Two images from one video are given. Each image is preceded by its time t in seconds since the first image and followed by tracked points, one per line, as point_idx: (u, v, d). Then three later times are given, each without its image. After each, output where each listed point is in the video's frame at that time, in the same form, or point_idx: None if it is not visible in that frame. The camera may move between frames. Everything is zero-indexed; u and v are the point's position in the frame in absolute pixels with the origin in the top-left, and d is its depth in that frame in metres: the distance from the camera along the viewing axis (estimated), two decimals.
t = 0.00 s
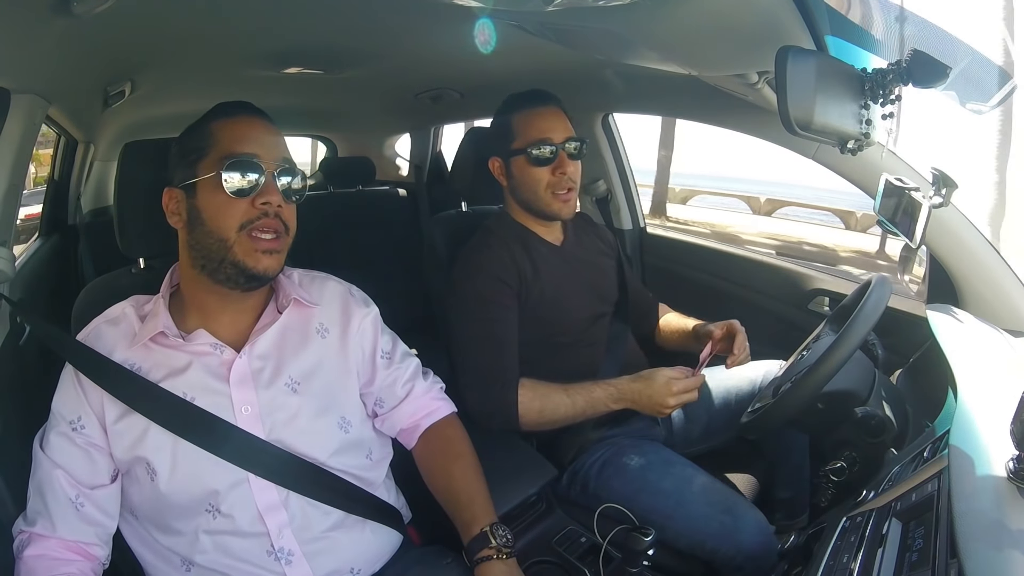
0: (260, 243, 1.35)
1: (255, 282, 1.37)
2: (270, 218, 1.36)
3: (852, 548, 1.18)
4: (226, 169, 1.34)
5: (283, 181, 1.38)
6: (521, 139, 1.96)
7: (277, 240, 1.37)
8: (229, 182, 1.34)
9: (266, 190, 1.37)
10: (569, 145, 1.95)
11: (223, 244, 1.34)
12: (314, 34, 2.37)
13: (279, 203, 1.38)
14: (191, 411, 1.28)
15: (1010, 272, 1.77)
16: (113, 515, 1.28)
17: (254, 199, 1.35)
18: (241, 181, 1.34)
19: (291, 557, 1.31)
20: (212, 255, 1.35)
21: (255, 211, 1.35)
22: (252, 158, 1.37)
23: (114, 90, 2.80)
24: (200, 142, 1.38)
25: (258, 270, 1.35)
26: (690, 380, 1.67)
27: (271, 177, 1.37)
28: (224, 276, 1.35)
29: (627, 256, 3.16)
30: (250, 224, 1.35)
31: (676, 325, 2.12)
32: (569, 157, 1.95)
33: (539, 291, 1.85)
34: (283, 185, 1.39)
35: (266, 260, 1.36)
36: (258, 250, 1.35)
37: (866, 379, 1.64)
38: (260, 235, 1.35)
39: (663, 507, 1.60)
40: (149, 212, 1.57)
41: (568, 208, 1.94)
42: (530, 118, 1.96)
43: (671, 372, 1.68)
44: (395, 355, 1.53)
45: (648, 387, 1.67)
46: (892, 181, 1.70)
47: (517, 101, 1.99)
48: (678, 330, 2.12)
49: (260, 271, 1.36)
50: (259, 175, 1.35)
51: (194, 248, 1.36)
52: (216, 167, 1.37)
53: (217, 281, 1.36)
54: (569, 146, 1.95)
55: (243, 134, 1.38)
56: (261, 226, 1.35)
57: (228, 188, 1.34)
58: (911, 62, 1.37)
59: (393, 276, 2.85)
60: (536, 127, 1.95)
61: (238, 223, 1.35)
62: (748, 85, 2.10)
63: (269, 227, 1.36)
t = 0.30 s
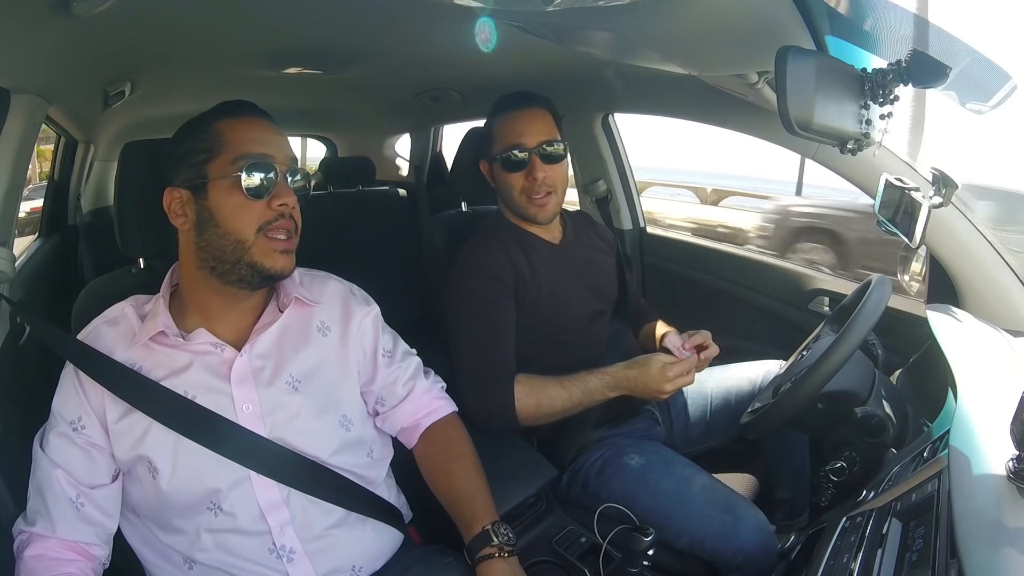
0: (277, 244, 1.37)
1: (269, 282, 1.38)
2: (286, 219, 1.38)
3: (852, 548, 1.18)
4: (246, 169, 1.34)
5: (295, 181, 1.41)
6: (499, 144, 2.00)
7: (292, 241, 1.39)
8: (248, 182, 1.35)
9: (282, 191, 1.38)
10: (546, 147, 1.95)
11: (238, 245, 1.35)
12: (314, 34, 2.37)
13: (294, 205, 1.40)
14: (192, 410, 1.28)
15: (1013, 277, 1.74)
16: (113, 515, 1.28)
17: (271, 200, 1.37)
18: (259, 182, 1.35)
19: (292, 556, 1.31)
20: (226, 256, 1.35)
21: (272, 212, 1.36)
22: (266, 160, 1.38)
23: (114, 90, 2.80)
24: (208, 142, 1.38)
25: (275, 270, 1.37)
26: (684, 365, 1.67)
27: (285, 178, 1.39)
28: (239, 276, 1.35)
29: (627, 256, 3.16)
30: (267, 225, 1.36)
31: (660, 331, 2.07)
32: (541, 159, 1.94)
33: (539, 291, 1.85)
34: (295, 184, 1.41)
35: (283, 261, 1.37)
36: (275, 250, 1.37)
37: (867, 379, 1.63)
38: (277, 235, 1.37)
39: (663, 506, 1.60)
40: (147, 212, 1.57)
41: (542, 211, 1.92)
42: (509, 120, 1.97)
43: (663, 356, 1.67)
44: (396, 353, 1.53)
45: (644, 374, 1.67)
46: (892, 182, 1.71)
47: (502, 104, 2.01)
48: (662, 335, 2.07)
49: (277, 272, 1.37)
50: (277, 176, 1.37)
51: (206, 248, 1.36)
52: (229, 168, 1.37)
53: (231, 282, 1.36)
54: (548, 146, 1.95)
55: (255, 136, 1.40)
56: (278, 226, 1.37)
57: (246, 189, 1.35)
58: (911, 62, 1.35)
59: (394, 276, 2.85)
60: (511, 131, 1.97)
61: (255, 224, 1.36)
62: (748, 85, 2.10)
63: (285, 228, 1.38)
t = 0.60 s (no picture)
0: (286, 248, 1.39)
1: (275, 283, 1.39)
2: (295, 223, 1.40)
3: (852, 548, 1.18)
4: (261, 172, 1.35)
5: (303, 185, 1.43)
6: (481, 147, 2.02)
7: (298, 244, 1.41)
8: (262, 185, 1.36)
9: (293, 195, 1.40)
10: (520, 147, 1.94)
11: (249, 245, 1.35)
12: (314, 34, 2.37)
13: (302, 210, 1.42)
14: (192, 410, 1.28)
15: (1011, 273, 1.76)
16: (113, 516, 1.28)
17: (283, 203, 1.38)
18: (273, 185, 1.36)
19: (292, 556, 1.31)
20: (236, 257, 1.35)
21: (282, 216, 1.38)
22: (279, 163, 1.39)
23: (114, 90, 2.81)
24: (220, 142, 1.38)
25: (284, 273, 1.38)
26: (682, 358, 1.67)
27: (296, 182, 1.41)
28: (248, 278, 1.36)
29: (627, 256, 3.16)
30: (278, 228, 1.37)
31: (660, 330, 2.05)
32: (513, 160, 1.94)
33: (538, 291, 1.85)
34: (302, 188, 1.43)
35: (291, 264, 1.39)
36: (285, 254, 1.38)
37: (867, 380, 1.63)
38: (287, 239, 1.39)
39: (664, 506, 1.60)
40: (146, 212, 1.56)
41: (525, 215, 1.93)
42: (492, 121, 1.97)
43: (662, 352, 1.67)
44: (396, 354, 1.53)
45: (647, 374, 1.66)
46: (892, 182, 1.70)
47: (488, 106, 2.01)
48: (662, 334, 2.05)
49: (285, 275, 1.39)
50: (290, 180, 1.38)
51: (215, 248, 1.36)
52: (242, 169, 1.37)
53: (237, 283, 1.37)
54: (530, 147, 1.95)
55: (267, 138, 1.41)
56: (287, 230, 1.39)
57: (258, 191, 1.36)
58: (910, 62, 1.36)
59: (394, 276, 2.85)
60: (488, 134, 1.99)
61: (266, 226, 1.37)
62: (748, 85, 2.10)
63: (294, 232, 1.40)
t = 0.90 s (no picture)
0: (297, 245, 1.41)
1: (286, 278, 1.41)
2: (303, 220, 1.43)
3: (852, 548, 1.18)
4: (273, 171, 1.37)
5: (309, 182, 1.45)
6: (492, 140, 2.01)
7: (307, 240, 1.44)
8: (274, 183, 1.38)
9: (300, 193, 1.42)
10: (538, 142, 1.98)
11: (262, 242, 1.37)
12: (314, 34, 2.37)
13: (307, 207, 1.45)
14: (192, 410, 1.28)
15: (1012, 275, 1.76)
16: (112, 517, 1.28)
17: (292, 202, 1.40)
18: (285, 183, 1.38)
19: (292, 557, 1.31)
20: (249, 254, 1.37)
21: (292, 213, 1.40)
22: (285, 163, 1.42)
23: (114, 90, 2.81)
24: (223, 142, 1.38)
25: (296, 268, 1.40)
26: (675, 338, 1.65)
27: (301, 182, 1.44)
28: (261, 274, 1.38)
29: (628, 255, 3.16)
30: (289, 225, 1.40)
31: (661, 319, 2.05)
32: (531, 154, 1.97)
33: (538, 291, 1.85)
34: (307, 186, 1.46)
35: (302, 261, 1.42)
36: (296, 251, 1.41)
37: (866, 379, 1.63)
38: (297, 236, 1.41)
39: (663, 507, 1.60)
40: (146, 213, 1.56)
41: (541, 211, 1.94)
42: (497, 122, 1.98)
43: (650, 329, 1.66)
44: (396, 354, 1.53)
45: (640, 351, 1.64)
46: (892, 182, 1.70)
47: (489, 105, 2.02)
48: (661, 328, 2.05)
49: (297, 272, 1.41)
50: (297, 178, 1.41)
51: (228, 245, 1.36)
52: (250, 168, 1.38)
53: (249, 279, 1.38)
54: (537, 142, 1.98)
55: (272, 138, 1.42)
56: (297, 228, 1.41)
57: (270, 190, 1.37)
58: (911, 62, 1.35)
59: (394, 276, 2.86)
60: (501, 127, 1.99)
61: (277, 224, 1.38)
62: (748, 85, 2.10)
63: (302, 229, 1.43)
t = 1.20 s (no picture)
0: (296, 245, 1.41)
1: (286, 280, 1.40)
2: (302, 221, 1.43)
3: (852, 548, 1.18)
4: (273, 171, 1.37)
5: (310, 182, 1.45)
6: (535, 128, 2.01)
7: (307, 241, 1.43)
8: (274, 183, 1.37)
9: (300, 194, 1.42)
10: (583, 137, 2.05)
11: (261, 241, 1.36)
12: (314, 34, 2.36)
13: (307, 208, 1.44)
14: (194, 411, 1.28)
15: (1011, 275, 1.76)
16: (112, 517, 1.28)
17: (291, 202, 1.40)
18: (285, 182, 1.38)
19: (293, 558, 1.31)
20: (248, 254, 1.36)
21: (291, 213, 1.40)
22: (285, 163, 1.41)
23: (114, 90, 2.81)
24: (223, 142, 1.38)
25: (296, 268, 1.39)
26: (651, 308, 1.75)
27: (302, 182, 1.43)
28: (261, 274, 1.37)
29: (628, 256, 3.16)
30: (288, 225, 1.39)
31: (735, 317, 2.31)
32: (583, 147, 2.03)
33: (539, 291, 1.85)
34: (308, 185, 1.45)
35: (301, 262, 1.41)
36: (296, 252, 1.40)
37: (867, 379, 1.63)
38: (296, 237, 1.41)
39: (663, 507, 1.60)
40: (147, 213, 1.56)
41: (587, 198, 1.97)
42: (537, 110, 2.02)
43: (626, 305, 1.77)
44: (397, 354, 1.53)
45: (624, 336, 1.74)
46: (892, 183, 1.70)
47: (517, 97, 2.06)
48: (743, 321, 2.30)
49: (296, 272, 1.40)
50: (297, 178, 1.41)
51: (227, 245, 1.36)
52: (250, 168, 1.38)
53: (248, 279, 1.38)
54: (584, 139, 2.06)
55: (273, 138, 1.42)
56: (296, 228, 1.41)
57: (270, 189, 1.37)
58: (911, 62, 1.36)
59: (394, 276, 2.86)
60: (549, 117, 2.02)
61: (276, 224, 1.38)
62: (748, 85, 2.10)
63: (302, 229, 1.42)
